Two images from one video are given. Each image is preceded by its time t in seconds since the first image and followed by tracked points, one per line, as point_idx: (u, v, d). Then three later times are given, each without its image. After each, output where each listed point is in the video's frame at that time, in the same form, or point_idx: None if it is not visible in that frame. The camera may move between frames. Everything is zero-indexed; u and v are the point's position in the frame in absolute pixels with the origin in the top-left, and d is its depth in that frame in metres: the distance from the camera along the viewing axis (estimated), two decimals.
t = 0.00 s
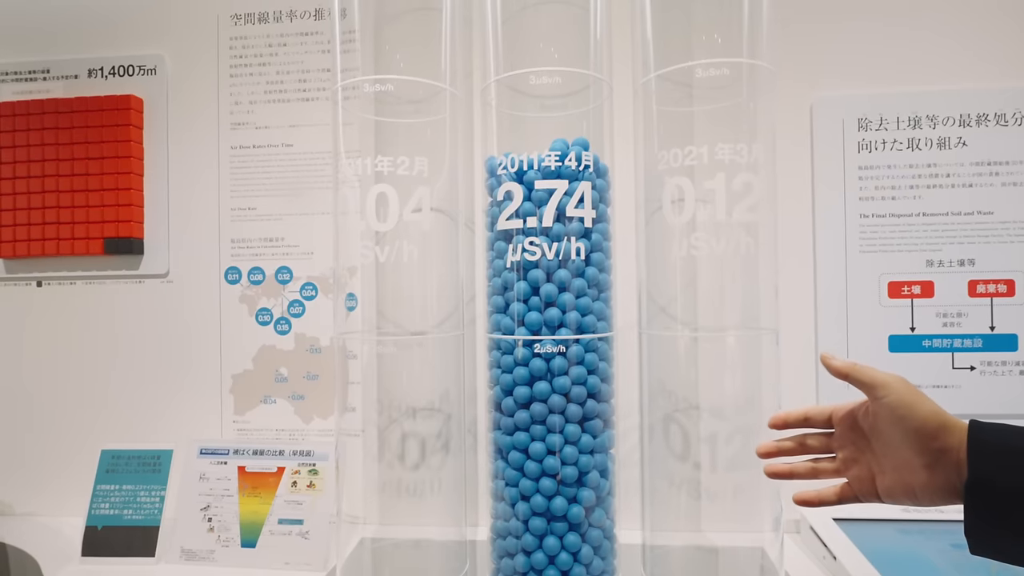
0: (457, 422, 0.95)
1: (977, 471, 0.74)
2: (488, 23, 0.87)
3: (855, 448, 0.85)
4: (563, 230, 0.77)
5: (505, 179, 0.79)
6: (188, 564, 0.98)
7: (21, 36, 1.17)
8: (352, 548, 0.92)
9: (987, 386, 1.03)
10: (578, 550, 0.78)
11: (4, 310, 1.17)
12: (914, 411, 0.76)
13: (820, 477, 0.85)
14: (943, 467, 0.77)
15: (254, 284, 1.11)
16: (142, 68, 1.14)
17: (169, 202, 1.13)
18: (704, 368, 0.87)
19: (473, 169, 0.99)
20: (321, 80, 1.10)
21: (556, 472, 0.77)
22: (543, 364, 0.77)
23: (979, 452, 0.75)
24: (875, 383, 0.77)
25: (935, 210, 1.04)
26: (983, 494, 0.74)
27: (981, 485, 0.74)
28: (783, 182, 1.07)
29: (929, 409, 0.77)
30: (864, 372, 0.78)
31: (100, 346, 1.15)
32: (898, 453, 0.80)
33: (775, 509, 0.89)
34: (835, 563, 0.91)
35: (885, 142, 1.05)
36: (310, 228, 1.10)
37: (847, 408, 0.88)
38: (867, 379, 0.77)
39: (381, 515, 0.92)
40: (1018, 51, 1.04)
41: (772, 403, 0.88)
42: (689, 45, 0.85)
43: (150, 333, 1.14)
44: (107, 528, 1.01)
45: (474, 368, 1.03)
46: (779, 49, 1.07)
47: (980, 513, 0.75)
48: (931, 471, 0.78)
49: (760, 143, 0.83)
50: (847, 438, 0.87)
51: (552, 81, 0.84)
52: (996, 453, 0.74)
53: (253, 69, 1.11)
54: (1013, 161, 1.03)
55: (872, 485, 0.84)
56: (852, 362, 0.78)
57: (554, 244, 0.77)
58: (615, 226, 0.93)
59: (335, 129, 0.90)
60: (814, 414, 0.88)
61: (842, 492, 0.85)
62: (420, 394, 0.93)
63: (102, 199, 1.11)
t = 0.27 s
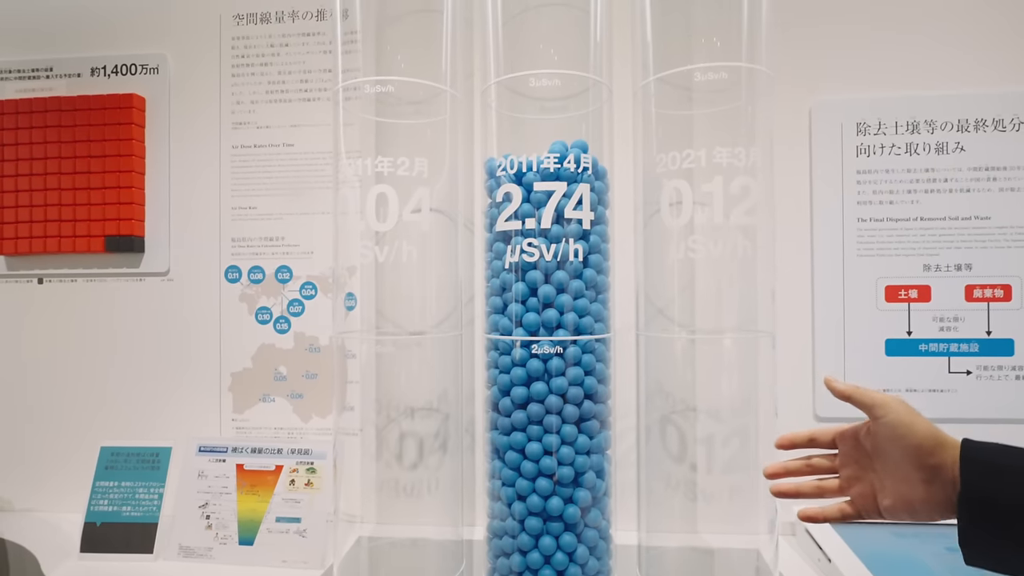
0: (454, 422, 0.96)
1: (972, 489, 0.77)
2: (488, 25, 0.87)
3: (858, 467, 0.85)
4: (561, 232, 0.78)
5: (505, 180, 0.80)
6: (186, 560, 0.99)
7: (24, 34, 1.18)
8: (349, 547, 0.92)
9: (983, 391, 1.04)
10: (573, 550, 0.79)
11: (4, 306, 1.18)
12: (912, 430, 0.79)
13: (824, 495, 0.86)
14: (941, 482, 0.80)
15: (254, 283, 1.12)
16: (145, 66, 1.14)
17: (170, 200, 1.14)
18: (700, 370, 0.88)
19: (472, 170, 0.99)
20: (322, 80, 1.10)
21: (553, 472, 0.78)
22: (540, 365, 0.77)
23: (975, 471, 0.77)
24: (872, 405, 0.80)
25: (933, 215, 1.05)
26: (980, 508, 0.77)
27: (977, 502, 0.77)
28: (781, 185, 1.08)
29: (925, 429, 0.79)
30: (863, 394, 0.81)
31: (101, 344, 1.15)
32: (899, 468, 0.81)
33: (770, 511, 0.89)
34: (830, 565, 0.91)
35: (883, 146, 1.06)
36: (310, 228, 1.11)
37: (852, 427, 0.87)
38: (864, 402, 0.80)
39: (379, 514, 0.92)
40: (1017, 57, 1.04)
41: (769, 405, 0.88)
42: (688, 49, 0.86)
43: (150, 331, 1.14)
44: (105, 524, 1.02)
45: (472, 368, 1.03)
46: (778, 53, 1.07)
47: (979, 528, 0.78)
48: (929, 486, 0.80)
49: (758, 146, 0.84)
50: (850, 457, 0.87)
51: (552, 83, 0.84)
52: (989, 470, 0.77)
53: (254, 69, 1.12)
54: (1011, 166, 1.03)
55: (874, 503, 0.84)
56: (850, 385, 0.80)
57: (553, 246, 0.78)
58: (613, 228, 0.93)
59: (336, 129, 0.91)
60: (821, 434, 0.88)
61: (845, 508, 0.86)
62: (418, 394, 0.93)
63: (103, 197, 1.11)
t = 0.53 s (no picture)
0: (451, 422, 0.96)
1: (1005, 498, 0.76)
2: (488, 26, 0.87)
3: (889, 474, 0.84)
4: (559, 233, 0.78)
5: (503, 181, 0.80)
6: (183, 558, 0.99)
7: (26, 32, 1.18)
8: (345, 546, 0.93)
9: (981, 395, 1.04)
10: (568, 551, 0.79)
11: (3, 304, 1.18)
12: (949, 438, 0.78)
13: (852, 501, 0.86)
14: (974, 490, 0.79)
15: (253, 282, 1.12)
16: (145, 65, 1.14)
17: (170, 199, 1.14)
18: (697, 372, 0.88)
19: (471, 170, 0.99)
20: (323, 80, 1.11)
21: (548, 473, 0.78)
22: (537, 366, 0.77)
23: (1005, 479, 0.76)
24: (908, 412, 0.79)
25: (931, 219, 1.05)
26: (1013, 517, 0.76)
27: (1009, 510, 0.76)
28: (780, 189, 1.08)
29: (960, 438, 0.78)
30: (899, 402, 0.80)
31: (99, 341, 1.15)
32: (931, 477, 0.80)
33: (766, 513, 0.89)
34: (825, 568, 0.91)
35: (882, 150, 1.06)
36: (309, 227, 1.11)
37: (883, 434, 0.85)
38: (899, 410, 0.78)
39: (375, 513, 0.92)
40: (1017, 62, 1.04)
41: (765, 407, 0.88)
42: (687, 51, 0.86)
43: (149, 329, 1.14)
44: (103, 522, 1.02)
45: (470, 368, 1.03)
46: (778, 56, 1.08)
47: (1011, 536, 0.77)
48: (963, 493, 0.80)
49: (756, 149, 0.84)
50: (879, 465, 0.85)
51: (551, 84, 0.85)
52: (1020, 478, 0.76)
53: (255, 68, 1.12)
54: (1009, 171, 1.04)
55: (903, 508, 0.84)
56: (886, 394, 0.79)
57: (550, 247, 0.78)
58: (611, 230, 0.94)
59: (335, 129, 0.91)
60: (849, 441, 0.85)
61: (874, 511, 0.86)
62: (415, 394, 0.93)
63: (103, 195, 1.12)
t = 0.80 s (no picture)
0: (448, 423, 0.95)
1: None
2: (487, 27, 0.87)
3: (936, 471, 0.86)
4: (556, 235, 0.78)
5: (500, 182, 0.80)
6: (178, 558, 0.98)
7: (24, 30, 1.18)
8: (340, 547, 0.92)
9: (979, 399, 1.04)
10: (564, 553, 0.79)
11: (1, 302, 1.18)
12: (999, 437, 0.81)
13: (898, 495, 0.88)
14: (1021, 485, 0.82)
15: (251, 281, 1.12)
16: (144, 63, 1.14)
17: (168, 197, 1.14)
18: (694, 375, 0.88)
19: (469, 171, 0.99)
20: (322, 80, 1.11)
21: (544, 474, 0.78)
22: (534, 367, 0.77)
23: None
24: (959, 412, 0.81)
25: (930, 222, 1.05)
26: None
27: None
28: (779, 191, 1.08)
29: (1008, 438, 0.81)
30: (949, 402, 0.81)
31: (97, 340, 1.15)
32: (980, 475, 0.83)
33: (763, 516, 0.89)
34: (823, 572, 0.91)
35: (882, 153, 1.06)
36: (307, 227, 1.11)
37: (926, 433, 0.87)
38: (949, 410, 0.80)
39: (371, 514, 0.92)
40: (1017, 65, 1.04)
41: (762, 410, 0.88)
42: (687, 52, 0.85)
43: (146, 328, 1.14)
44: (98, 521, 1.02)
45: (467, 369, 1.03)
46: (777, 59, 1.07)
47: None
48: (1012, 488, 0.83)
49: (755, 151, 0.84)
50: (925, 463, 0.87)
51: (550, 85, 0.84)
52: None
53: (254, 67, 1.12)
54: (1009, 175, 1.03)
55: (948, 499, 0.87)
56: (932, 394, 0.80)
57: (547, 248, 0.78)
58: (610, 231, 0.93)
59: (333, 128, 0.91)
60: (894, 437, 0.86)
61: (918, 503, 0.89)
62: (412, 394, 0.93)
63: (101, 193, 1.12)
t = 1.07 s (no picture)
0: (444, 424, 0.95)
1: None
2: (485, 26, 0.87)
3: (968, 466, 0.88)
4: (554, 235, 0.77)
5: (497, 182, 0.79)
6: (171, 560, 0.98)
7: (20, 27, 1.18)
8: (335, 549, 0.91)
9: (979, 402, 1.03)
10: (560, 557, 0.78)
11: None
12: None
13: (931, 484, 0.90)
14: None
15: (247, 281, 1.11)
16: (141, 62, 1.14)
17: (164, 196, 1.13)
18: (692, 377, 0.87)
19: (467, 171, 0.99)
20: (319, 79, 1.10)
21: (540, 477, 0.77)
22: (530, 369, 0.77)
23: None
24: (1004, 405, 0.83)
25: (930, 225, 1.04)
26: None
27: None
28: (778, 192, 1.07)
29: None
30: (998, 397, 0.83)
31: (92, 340, 1.15)
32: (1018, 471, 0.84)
33: (761, 520, 0.88)
34: None
35: (881, 155, 1.05)
36: (304, 227, 1.10)
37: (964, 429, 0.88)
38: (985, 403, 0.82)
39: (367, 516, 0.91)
40: (1017, 67, 1.03)
41: (760, 412, 0.88)
42: (686, 52, 0.85)
43: (142, 327, 1.14)
44: (91, 522, 1.01)
45: (463, 371, 1.02)
46: (777, 60, 1.07)
47: None
48: None
49: (754, 152, 0.83)
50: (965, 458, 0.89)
51: (547, 85, 0.84)
52: None
53: (251, 67, 1.12)
54: (1009, 177, 1.03)
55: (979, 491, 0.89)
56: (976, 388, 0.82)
57: (544, 249, 0.77)
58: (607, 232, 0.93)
59: (330, 128, 0.90)
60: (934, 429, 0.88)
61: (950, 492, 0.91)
62: (408, 396, 0.92)
63: (97, 192, 1.11)
